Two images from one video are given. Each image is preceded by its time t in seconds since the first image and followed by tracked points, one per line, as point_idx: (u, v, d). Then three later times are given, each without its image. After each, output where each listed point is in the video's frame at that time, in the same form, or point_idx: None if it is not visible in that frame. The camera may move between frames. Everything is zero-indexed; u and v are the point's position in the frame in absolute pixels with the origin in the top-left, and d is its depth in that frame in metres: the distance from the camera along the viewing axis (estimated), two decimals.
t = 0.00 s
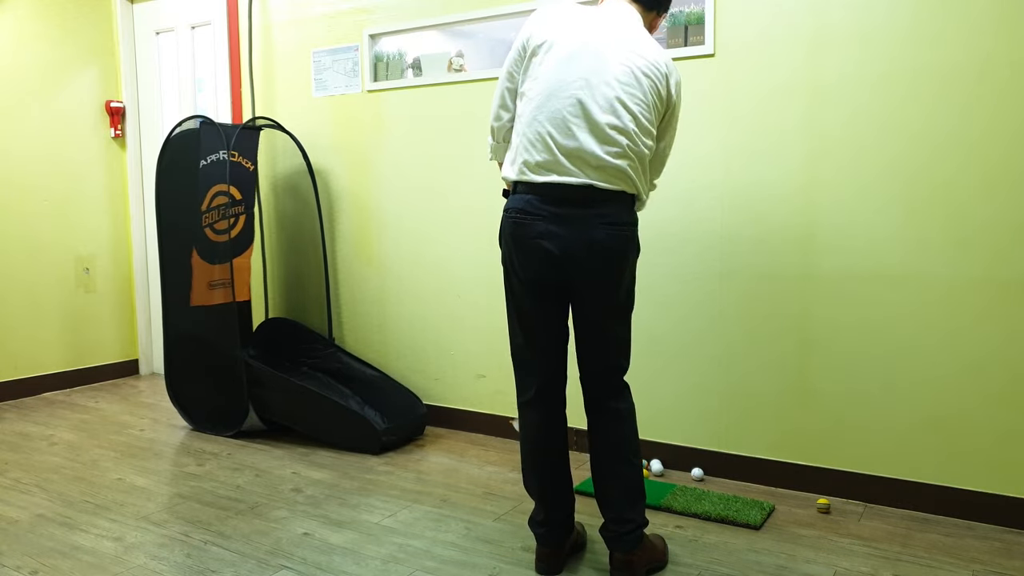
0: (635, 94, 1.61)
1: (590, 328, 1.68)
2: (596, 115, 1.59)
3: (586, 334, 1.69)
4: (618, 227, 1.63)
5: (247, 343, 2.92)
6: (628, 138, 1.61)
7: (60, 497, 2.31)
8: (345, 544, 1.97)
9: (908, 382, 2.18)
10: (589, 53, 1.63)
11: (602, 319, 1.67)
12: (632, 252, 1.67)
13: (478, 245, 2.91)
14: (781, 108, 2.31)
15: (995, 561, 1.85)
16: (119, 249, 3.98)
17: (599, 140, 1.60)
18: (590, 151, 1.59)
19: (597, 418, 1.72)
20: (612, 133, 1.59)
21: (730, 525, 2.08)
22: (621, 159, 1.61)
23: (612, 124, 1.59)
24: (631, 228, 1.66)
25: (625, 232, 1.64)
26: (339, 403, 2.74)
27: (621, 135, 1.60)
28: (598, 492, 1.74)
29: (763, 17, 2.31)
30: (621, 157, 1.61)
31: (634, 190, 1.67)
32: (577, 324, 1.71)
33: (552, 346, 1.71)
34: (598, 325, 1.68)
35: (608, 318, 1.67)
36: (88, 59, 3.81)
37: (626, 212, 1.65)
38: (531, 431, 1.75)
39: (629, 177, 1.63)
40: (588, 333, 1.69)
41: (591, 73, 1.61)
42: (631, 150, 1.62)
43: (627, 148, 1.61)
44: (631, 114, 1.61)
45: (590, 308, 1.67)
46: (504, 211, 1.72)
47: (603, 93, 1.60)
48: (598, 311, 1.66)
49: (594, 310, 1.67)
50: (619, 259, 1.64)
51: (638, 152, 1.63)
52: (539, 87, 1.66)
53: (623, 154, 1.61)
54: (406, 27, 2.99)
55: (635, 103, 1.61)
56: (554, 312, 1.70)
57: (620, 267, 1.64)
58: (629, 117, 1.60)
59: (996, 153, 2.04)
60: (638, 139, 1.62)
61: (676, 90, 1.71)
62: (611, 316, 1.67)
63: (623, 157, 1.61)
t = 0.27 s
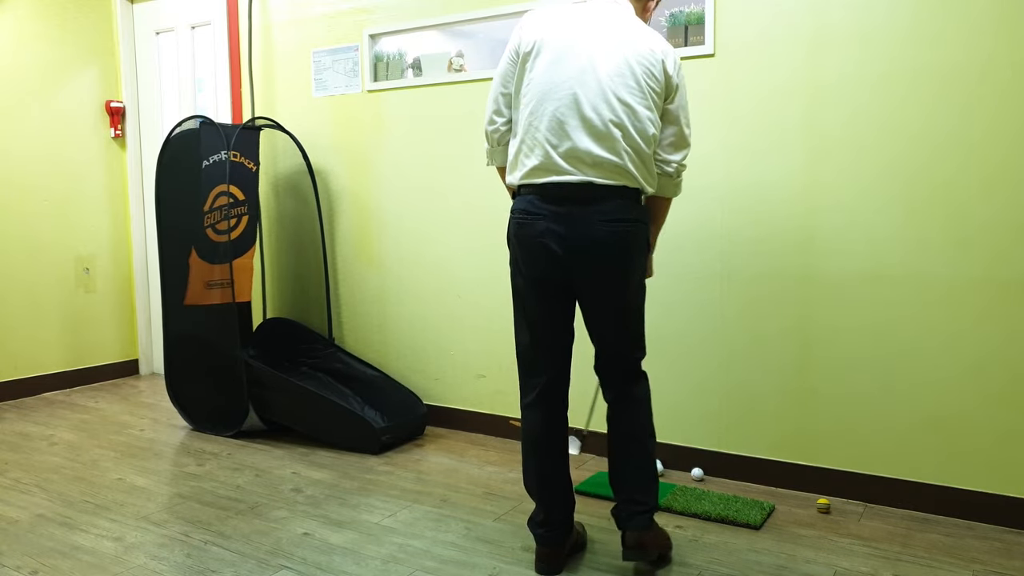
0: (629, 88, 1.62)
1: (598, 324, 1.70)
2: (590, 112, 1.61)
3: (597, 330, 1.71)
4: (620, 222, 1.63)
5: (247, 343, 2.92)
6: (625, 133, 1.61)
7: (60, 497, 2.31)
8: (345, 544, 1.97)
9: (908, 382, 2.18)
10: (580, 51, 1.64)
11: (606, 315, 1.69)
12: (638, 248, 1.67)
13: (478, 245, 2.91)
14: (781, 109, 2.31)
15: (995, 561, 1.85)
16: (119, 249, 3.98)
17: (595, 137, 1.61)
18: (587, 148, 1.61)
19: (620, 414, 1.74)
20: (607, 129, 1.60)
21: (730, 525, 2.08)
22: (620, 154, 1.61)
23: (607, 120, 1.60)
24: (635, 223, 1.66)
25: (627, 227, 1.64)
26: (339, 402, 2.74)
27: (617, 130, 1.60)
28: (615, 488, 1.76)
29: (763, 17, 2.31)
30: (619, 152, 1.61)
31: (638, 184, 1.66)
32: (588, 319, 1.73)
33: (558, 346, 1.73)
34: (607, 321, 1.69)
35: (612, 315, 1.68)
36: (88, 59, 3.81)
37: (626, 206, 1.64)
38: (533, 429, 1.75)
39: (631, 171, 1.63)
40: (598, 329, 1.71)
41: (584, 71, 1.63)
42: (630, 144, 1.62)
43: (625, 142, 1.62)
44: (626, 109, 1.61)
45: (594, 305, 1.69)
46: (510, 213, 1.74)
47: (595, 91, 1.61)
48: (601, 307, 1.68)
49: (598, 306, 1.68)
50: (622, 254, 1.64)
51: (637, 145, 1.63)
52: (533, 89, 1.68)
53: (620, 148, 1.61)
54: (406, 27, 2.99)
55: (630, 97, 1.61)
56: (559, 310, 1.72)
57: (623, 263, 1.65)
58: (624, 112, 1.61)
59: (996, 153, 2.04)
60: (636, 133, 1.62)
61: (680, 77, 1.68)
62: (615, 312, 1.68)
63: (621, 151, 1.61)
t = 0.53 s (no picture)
0: (650, 83, 1.62)
1: (621, 321, 1.70)
2: (612, 107, 1.61)
3: (620, 327, 1.71)
4: (645, 215, 1.64)
5: (247, 343, 2.92)
6: (648, 127, 1.61)
7: (61, 497, 2.31)
8: (345, 544, 1.97)
9: (908, 382, 2.18)
10: (601, 48, 1.65)
11: (630, 310, 1.68)
12: (663, 241, 1.67)
13: (478, 245, 2.91)
14: (781, 108, 2.31)
15: (995, 561, 1.85)
16: (119, 249, 3.98)
17: (618, 131, 1.61)
18: (610, 143, 1.61)
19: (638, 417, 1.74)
20: (630, 124, 1.60)
21: (730, 525, 2.08)
22: (643, 148, 1.61)
23: (630, 114, 1.60)
24: (660, 216, 1.66)
25: (653, 219, 1.64)
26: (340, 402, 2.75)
27: (640, 125, 1.61)
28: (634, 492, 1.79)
29: (763, 17, 2.31)
30: (642, 146, 1.61)
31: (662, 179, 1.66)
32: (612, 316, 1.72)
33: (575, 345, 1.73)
34: (631, 317, 1.69)
35: (638, 310, 1.68)
36: (88, 59, 3.81)
37: (652, 199, 1.65)
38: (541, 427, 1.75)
39: (655, 166, 1.63)
40: (620, 326, 1.71)
41: (605, 67, 1.63)
42: (653, 138, 1.62)
43: (648, 136, 1.62)
44: (648, 103, 1.61)
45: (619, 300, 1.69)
46: (532, 211, 1.74)
47: (617, 86, 1.62)
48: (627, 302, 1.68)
49: (622, 301, 1.68)
50: (650, 248, 1.65)
51: (660, 141, 1.64)
52: (555, 87, 1.68)
53: (643, 143, 1.61)
54: (406, 27, 2.99)
55: (652, 92, 1.62)
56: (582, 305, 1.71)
57: (648, 257, 1.65)
58: (646, 106, 1.61)
59: (995, 153, 2.04)
60: (659, 128, 1.63)
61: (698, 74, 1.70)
62: (639, 308, 1.68)
63: (645, 146, 1.62)
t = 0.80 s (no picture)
0: (685, 81, 1.64)
1: (648, 317, 1.70)
2: (648, 103, 1.62)
3: (643, 324, 1.71)
4: (679, 210, 1.65)
5: (247, 343, 2.92)
6: (682, 124, 1.63)
7: (61, 497, 2.31)
8: (345, 544, 1.97)
9: (908, 382, 2.18)
10: (637, 44, 1.66)
11: (660, 306, 1.68)
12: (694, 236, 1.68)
13: (478, 245, 2.91)
14: (781, 108, 2.31)
15: (995, 561, 1.85)
16: (119, 249, 3.98)
17: (653, 127, 1.62)
18: (644, 138, 1.62)
19: (651, 414, 1.74)
20: (665, 120, 1.62)
21: (730, 525, 2.08)
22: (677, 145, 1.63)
23: (665, 111, 1.62)
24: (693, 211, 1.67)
25: (686, 215, 1.65)
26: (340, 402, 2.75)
27: (674, 121, 1.62)
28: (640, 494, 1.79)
29: (763, 17, 2.31)
30: (676, 143, 1.63)
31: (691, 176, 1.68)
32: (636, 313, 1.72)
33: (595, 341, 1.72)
34: (659, 312, 1.69)
35: (669, 306, 1.68)
36: (88, 59, 3.81)
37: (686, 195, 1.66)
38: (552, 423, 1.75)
39: (686, 163, 1.65)
40: (646, 322, 1.70)
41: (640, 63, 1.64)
42: (686, 136, 1.64)
43: (681, 133, 1.63)
44: (682, 101, 1.63)
45: (648, 295, 1.69)
46: (560, 207, 1.73)
47: (653, 82, 1.63)
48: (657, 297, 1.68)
49: (650, 297, 1.69)
50: (682, 243, 1.65)
51: (692, 137, 1.66)
52: (591, 79, 1.68)
53: (679, 138, 1.63)
54: (406, 27, 2.99)
55: (686, 90, 1.64)
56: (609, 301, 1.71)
57: (681, 252, 1.66)
58: (680, 104, 1.63)
59: (995, 153, 2.04)
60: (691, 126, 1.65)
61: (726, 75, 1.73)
62: (669, 303, 1.68)
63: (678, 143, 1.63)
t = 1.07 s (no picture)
0: (708, 80, 1.64)
1: (659, 317, 1.70)
2: (671, 101, 1.62)
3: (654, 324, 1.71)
4: (695, 210, 1.64)
5: (247, 344, 2.93)
6: (703, 124, 1.63)
7: (61, 497, 2.31)
8: (345, 544, 1.97)
9: (908, 382, 2.18)
10: (662, 43, 1.66)
11: (672, 306, 1.68)
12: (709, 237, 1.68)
13: (478, 245, 2.91)
14: (781, 107, 2.31)
15: (995, 561, 1.85)
16: (119, 249, 3.98)
17: (674, 125, 1.62)
18: (665, 136, 1.62)
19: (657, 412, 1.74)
20: (687, 119, 1.62)
21: (730, 525, 2.08)
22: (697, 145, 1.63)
23: (687, 110, 1.62)
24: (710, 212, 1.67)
25: (702, 215, 1.65)
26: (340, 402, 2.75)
27: (695, 120, 1.62)
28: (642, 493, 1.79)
29: (763, 16, 2.31)
30: (696, 142, 1.63)
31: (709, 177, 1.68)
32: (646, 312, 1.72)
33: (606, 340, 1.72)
34: (671, 312, 1.69)
35: (682, 306, 1.68)
36: (88, 59, 3.81)
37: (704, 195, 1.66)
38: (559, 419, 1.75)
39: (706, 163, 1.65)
40: (658, 322, 1.70)
41: (664, 61, 1.64)
42: (707, 136, 1.64)
43: (702, 133, 1.63)
44: (705, 100, 1.63)
45: (660, 295, 1.69)
46: (576, 202, 1.72)
47: (676, 80, 1.63)
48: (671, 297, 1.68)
49: (664, 297, 1.68)
50: (698, 243, 1.65)
51: (713, 138, 1.66)
52: (615, 75, 1.69)
53: (700, 138, 1.63)
54: (406, 27, 2.99)
55: (709, 90, 1.64)
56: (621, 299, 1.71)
57: (697, 252, 1.66)
58: (703, 103, 1.63)
59: (995, 153, 2.04)
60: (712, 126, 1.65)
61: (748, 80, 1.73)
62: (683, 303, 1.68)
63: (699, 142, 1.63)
